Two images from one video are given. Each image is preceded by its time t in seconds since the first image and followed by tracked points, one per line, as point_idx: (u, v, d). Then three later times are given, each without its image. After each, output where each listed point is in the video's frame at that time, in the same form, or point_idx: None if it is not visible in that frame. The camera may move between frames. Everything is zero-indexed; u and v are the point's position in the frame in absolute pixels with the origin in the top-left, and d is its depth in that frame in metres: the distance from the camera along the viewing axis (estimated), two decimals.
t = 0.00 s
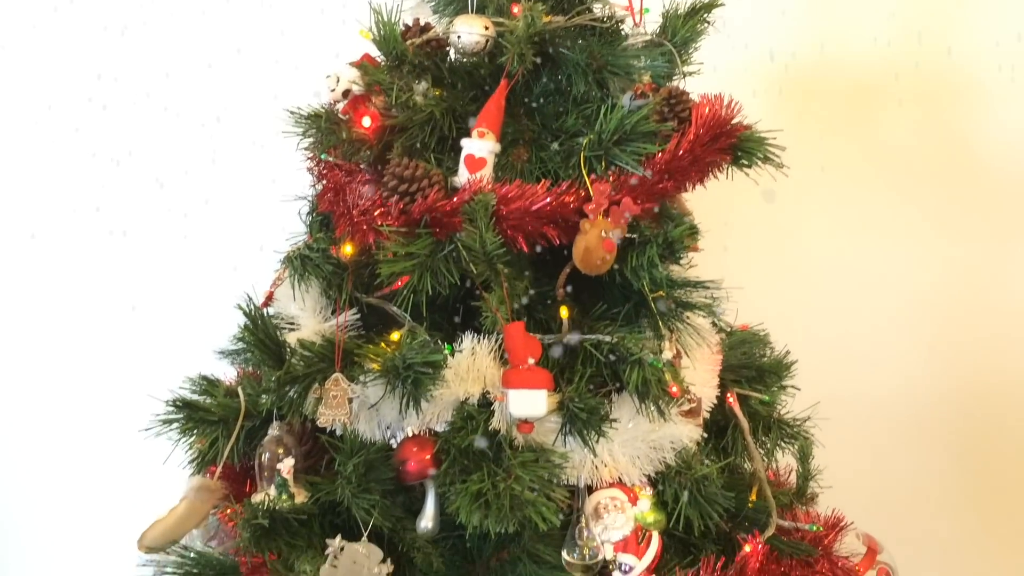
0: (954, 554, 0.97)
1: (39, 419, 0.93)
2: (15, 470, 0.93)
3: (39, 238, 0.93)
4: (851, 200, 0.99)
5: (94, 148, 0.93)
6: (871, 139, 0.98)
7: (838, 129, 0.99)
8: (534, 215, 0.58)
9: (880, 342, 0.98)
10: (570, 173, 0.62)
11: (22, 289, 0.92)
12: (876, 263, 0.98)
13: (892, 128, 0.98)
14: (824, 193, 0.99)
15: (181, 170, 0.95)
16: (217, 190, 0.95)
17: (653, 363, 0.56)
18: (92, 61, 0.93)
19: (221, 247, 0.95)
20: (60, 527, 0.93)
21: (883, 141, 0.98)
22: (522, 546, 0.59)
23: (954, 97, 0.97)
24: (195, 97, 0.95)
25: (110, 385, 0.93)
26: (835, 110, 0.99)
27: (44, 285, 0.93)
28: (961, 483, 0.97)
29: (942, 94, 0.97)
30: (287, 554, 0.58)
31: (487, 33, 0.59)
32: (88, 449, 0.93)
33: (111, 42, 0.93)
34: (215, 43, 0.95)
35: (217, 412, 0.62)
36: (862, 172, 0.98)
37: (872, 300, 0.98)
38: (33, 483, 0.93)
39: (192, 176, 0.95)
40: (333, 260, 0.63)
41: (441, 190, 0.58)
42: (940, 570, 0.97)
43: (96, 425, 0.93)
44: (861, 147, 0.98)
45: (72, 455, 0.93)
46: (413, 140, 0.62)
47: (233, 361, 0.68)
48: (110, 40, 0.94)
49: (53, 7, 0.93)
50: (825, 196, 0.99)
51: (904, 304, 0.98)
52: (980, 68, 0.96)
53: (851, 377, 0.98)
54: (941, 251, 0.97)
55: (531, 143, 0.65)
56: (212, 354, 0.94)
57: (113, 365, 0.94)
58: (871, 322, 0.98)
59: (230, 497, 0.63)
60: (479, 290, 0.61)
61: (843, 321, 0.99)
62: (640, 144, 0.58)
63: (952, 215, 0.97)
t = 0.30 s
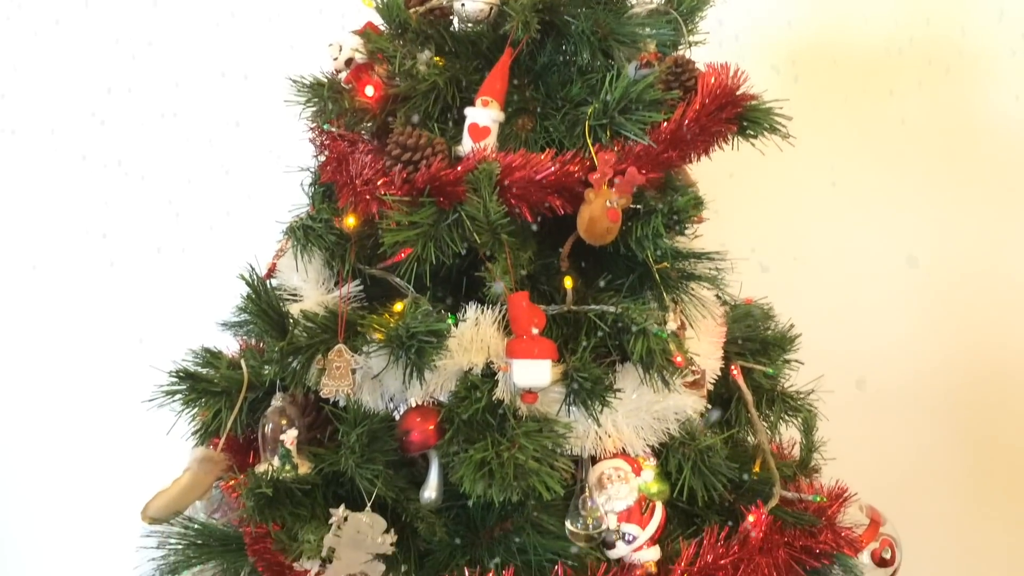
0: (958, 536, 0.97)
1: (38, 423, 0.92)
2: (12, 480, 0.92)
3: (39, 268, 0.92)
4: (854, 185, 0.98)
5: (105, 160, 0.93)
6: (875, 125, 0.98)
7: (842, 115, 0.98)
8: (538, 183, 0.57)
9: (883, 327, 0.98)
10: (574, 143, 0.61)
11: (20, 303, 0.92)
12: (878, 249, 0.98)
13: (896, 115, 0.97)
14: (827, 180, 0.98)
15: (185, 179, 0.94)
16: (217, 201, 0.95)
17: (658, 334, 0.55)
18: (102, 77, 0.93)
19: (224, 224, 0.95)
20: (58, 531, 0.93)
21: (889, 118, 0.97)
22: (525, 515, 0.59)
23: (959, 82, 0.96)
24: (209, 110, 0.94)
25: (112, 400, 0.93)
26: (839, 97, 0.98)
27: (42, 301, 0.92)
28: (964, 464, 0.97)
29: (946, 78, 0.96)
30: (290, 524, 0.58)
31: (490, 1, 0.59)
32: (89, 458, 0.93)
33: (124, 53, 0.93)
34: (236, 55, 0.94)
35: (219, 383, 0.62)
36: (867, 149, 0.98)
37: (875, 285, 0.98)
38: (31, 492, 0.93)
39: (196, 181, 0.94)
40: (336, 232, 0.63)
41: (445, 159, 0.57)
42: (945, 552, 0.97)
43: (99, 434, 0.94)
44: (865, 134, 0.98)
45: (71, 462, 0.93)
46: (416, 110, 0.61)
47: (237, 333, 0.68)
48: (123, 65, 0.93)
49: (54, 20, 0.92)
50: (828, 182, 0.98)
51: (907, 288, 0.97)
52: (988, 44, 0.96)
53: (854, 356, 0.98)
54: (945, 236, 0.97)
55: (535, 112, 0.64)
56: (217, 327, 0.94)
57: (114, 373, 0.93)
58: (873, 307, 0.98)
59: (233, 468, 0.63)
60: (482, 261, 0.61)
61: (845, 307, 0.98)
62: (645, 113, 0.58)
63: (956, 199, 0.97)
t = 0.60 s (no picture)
0: (963, 521, 0.96)
1: (40, 426, 0.92)
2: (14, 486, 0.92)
3: (41, 299, 0.92)
4: (854, 171, 0.97)
5: (116, 173, 0.93)
6: (878, 105, 0.97)
7: (841, 103, 0.97)
8: (538, 153, 0.57)
9: (884, 313, 0.97)
10: (573, 112, 0.61)
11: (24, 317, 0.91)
12: (879, 235, 0.97)
13: (897, 102, 0.96)
14: (827, 164, 0.98)
15: (189, 178, 0.94)
16: (220, 192, 0.95)
17: (659, 304, 0.55)
18: (110, 95, 0.93)
19: (225, 203, 0.95)
20: (61, 536, 0.93)
21: (893, 94, 0.96)
22: (526, 487, 0.60)
23: (962, 69, 0.95)
24: (221, 122, 0.95)
25: (116, 407, 0.93)
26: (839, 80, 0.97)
27: (45, 314, 0.92)
28: (967, 445, 0.96)
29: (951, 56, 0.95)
30: (291, 497, 0.58)
31: None
32: (93, 464, 0.93)
33: (134, 66, 0.93)
34: (247, 47, 0.95)
35: (219, 357, 0.62)
36: (870, 125, 0.97)
37: (875, 271, 0.97)
38: (35, 497, 0.92)
39: (200, 182, 0.94)
40: (335, 204, 0.62)
41: (444, 129, 0.57)
42: (950, 536, 0.96)
43: (105, 443, 0.93)
44: (865, 121, 0.97)
45: (74, 467, 0.93)
46: (415, 79, 0.60)
47: (237, 307, 0.68)
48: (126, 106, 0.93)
49: (55, 39, 0.92)
50: (828, 169, 0.98)
51: (908, 273, 0.97)
52: (996, 18, 0.94)
53: (856, 332, 0.98)
54: (947, 221, 0.96)
55: (535, 81, 0.64)
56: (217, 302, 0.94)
57: (115, 374, 0.93)
58: (874, 294, 0.97)
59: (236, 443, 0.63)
60: (482, 231, 0.60)
61: (846, 293, 0.98)
62: (646, 81, 0.57)
63: (958, 183, 0.96)
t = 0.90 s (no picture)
0: (967, 502, 0.96)
1: (40, 419, 0.92)
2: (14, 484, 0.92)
3: (44, 327, 0.92)
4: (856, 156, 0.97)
5: (123, 184, 0.93)
6: (880, 77, 0.96)
7: (844, 89, 0.97)
8: (540, 118, 0.56)
9: (887, 298, 0.97)
10: (576, 75, 0.61)
11: (22, 315, 0.91)
12: (882, 220, 0.97)
13: (901, 88, 0.96)
14: (830, 137, 0.97)
15: (189, 158, 0.94)
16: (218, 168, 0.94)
17: (661, 271, 0.55)
18: (113, 109, 0.93)
19: (223, 177, 0.94)
20: (63, 510, 0.93)
21: (896, 65, 0.96)
22: (528, 455, 0.60)
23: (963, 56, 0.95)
24: (232, 130, 0.94)
25: (116, 407, 0.93)
26: (842, 51, 0.96)
27: (42, 309, 0.91)
28: (971, 425, 0.96)
29: (951, 28, 0.95)
30: (292, 464, 0.60)
31: None
32: (91, 460, 0.93)
33: (141, 83, 0.93)
34: (246, 21, 0.95)
35: (219, 326, 0.61)
36: (873, 97, 0.96)
37: (878, 255, 0.97)
38: (35, 494, 0.92)
39: (202, 165, 0.94)
40: (334, 171, 0.61)
41: (445, 93, 0.56)
42: (953, 511, 0.96)
43: (106, 442, 0.93)
44: (869, 108, 0.96)
45: (72, 462, 0.93)
46: (416, 44, 0.60)
47: (238, 276, 0.68)
48: (134, 118, 0.93)
49: (57, 63, 0.92)
50: (831, 155, 0.97)
51: (910, 253, 0.96)
52: None
53: (860, 306, 0.97)
54: (949, 193, 0.96)
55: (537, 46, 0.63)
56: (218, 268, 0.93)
57: (112, 359, 0.93)
58: (877, 278, 0.97)
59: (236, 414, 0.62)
60: (483, 197, 0.60)
61: (849, 277, 0.97)
62: (649, 43, 0.57)
63: (961, 167, 0.95)
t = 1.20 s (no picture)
0: (971, 483, 0.95)
1: (36, 394, 0.92)
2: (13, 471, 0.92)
3: (49, 352, 0.92)
4: (854, 141, 0.97)
5: (132, 197, 0.93)
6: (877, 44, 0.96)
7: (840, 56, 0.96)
8: (535, 74, 0.55)
9: (887, 282, 0.96)
10: (573, 30, 0.60)
11: (20, 305, 0.91)
12: (881, 203, 0.96)
13: (897, 71, 0.95)
14: (826, 105, 0.97)
15: (183, 126, 0.93)
16: (211, 136, 0.94)
17: (659, 228, 0.55)
18: (120, 120, 0.92)
19: (216, 145, 0.94)
20: (57, 479, 0.93)
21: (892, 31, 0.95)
22: (524, 413, 0.60)
23: (961, 36, 0.94)
24: (226, 103, 0.94)
25: (112, 393, 0.93)
26: (838, 18, 0.96)
27: (44, 311, 0.92)
28: (974, 405, 0.95)
29: None
30: (287, 423, 0.60)
31: None
32: (89, 445, 0.93)
33: (151, 102, 0.93)
34: None
35: (213, 286, 0.61)
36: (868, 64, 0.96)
37: (878, 240, 0.97)
38: (29, 467, 0.92)
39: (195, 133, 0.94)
40: (327, 128, 0.60)
41: (438, 47, 0.56)
42: (948, 480, 0.95)
43: (103, 427, 0.93)
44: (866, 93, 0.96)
45: (68, 439, 0.93)
46: None
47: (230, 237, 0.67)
48: (138, 134, 0.93)
49: (53, 96, 0.91)
50: (828, 141, 0.97)
51: (906, 221, 0.96)
52: None
53: (854, 274, 0.97)
54: (946, 161, 0.95)
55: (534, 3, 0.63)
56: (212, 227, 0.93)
57: (107, 327, 0.92)
58: (876, 263, 0.97)
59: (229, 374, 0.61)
60: (479, 155, 0.59)
61: (848, 264, 0.97)
62: None
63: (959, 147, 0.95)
